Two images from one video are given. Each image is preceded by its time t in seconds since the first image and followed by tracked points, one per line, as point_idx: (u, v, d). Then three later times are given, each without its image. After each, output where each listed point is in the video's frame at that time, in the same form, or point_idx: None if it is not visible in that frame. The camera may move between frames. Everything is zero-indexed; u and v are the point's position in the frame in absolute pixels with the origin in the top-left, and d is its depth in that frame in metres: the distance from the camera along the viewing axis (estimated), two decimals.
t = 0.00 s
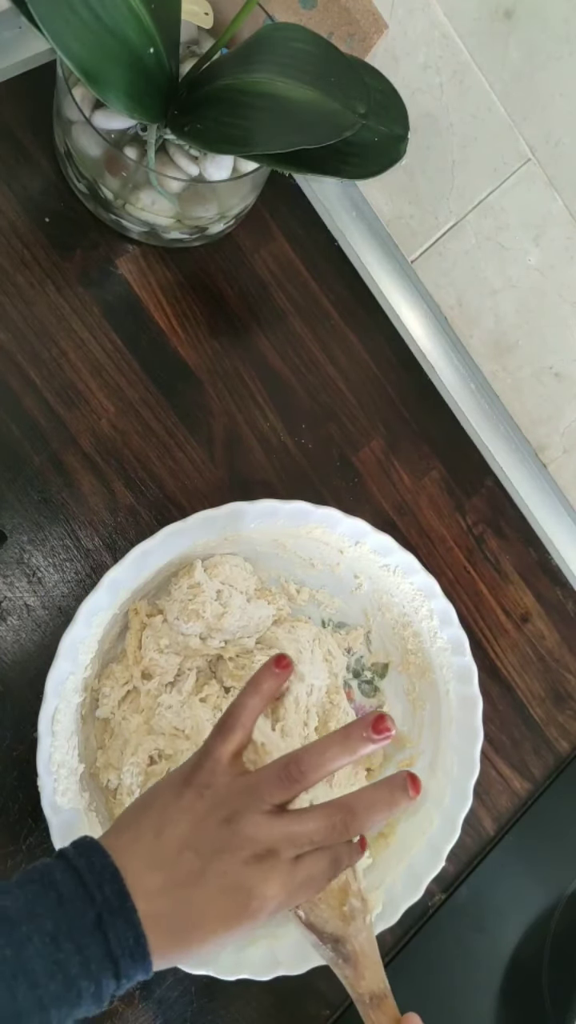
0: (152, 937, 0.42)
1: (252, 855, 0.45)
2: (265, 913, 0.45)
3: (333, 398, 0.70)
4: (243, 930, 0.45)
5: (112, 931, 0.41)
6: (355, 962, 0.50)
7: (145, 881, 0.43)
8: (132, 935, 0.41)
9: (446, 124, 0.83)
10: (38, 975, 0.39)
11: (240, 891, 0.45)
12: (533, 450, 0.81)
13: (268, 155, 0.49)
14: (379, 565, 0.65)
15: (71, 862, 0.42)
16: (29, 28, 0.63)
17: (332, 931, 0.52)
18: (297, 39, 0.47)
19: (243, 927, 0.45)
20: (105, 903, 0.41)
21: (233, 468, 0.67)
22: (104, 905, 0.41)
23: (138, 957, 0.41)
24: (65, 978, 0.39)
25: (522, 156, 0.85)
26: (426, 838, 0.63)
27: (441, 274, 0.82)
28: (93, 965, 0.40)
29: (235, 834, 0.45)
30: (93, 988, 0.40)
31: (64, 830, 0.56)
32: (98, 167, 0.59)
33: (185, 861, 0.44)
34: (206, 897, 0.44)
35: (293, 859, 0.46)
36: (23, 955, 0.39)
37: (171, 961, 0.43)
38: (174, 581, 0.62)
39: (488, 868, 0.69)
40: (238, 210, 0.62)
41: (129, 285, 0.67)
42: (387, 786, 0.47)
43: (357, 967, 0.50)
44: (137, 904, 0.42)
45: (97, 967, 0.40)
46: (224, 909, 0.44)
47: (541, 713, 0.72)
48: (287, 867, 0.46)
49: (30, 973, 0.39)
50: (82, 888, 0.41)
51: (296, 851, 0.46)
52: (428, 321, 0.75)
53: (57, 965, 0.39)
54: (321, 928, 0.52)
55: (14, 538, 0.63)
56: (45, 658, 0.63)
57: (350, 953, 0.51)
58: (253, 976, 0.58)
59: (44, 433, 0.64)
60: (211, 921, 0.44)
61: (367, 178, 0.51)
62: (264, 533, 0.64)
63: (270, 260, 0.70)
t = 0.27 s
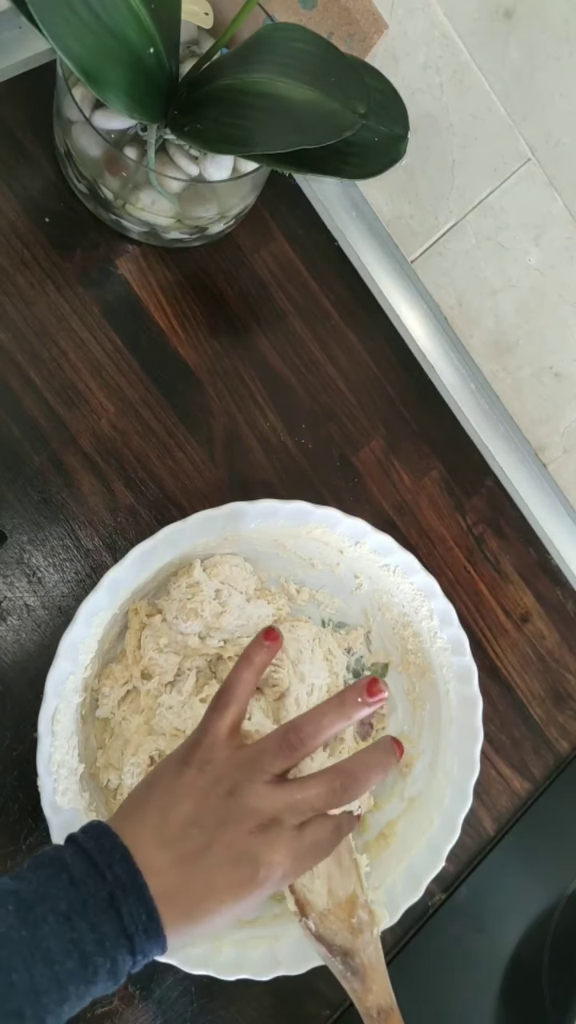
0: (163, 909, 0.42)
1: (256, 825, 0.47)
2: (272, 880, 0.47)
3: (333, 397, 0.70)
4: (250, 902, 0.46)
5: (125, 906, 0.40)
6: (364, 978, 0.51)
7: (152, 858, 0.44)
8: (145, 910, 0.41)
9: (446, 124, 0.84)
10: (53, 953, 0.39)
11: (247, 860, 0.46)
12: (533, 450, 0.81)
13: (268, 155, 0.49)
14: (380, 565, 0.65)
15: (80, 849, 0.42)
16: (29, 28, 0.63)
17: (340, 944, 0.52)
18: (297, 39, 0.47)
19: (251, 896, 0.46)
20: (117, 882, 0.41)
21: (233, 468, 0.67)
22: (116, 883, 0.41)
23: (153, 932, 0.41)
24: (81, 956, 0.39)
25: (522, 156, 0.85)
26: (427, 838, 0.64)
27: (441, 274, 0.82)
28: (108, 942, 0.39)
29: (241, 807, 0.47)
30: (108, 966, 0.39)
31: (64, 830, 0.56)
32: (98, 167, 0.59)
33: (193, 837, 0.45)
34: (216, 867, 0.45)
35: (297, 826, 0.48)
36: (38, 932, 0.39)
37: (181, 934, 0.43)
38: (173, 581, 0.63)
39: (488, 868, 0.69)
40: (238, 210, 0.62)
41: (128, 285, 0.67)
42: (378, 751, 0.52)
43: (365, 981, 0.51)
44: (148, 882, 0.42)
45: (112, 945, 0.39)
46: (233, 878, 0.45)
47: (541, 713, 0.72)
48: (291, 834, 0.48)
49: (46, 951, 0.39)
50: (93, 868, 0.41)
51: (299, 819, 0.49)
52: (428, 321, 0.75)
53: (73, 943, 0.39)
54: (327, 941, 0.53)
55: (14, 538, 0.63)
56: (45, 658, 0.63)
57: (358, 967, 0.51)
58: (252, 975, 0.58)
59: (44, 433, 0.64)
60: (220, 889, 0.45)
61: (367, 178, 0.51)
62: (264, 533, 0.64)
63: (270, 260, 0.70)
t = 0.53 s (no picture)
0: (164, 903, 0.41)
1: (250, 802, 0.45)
2: (271, 857, 0.45)
3: (333, 397, 0.70)
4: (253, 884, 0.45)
5: (125, 903, 0.40)
6: (370, 1017, 0.49)
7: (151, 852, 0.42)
8: (145, 906, 0.40)
9: (446, 124, 0.84)
10: (54, 950, 0.39)
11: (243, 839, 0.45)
12: (533, 450, 0.81)
13: (268, 155, 0.49)
14: (380, 565, 0.65)
15: (79, 850, 0.42)
16: (29, 28, 0.63)
17: (348, 983, 0.50)
18: (297, 39, 0.47)
19: (251, 877, 0.44)
20: (117, 879, 0.41)
21: (233, 468, 0.67)
22: (115, 881, 0.41)
23: (155, 927, 0.40)
24: (82, 953, 0.39)
25: (522, 156, 0.85)
26: (427, 838, 0.64)
27: (441, 274, 0.82)
28: (109, 939, 0.39)
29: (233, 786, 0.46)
30: (111, 963, 0.39)
31: (64, 830, 0.56)
32: (98, 167, 0.59)
33: (188, 824, 0.44)
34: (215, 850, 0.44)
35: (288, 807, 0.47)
36: (37, 931, 0.39)
37: (187, 925, 0.42)
38: (172, 581, 0.63)
39: (488, 868, 0.69)
40: (238, 210, 0.62)
41: (128, 285, 0.67)
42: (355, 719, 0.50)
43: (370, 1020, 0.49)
44: (148, 878, 0.41)
45: (114, 942, 0.39)
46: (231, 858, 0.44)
47: (541, 713, 0.72)
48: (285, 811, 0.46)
49: (46, 948, 0.39)
50: (92, 867, 0.41)
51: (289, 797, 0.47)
52: (428, 320, 0.75)
53: (74, 941, 0.39)
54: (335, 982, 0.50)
55: (14, 538, 0.63)
56: (45, 658, 0.63)
57: (365, 1006, 0.49)
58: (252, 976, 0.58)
59: (44, 433, 0.64)
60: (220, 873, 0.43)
61: (367, 178, 0.51)
62: (264, 533, 0.64)
63: (270, 260, 0.70)
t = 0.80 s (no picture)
0: (154, 890, 0.41)
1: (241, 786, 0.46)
2: (262, 840, 0.46)
3: (333, 397, 0.70)
4: (245, 867, 0.45)
5: (108, 893, 0.39)
6: None
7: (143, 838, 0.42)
8: (130, 895, 0.40)
9: (446, 124, 0.83)
10: (31, 945, 0.38)
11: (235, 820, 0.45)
12: (533, 450, 0.81)
13: (268, 155, 0.49)
14: (379, 565, 0.65)
15: (61, 844, 0.40)
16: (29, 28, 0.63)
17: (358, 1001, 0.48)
18: (297, 39, 0.47)
19: (241, 860, 0.44)
20: (99, 869, 0.40)
21: (233, 468, 0.67)
22: (99, 871, 0.40)
23: (141, 918, 0.40)
24: (62, 947, 0.38)
25: (522, 156, 0.85)
26: (427, 838, 0.64)
27: (441, 274, 0.82)
28: (92, 932, 0.38)
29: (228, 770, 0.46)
30: (95, 958, 0.38)
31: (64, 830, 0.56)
32: (98, 167, 0.59)
33: (177, 811, 0.44)
34: (205, 836, 0.44)
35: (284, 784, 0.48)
36: (14, 925, 0.38)
37: (179, 912, 0.42)
38: (171, 580, 0.63)
39: (488, 868, 0.69)
40: (238, 210, 0.62)
41: (128, 285, 0.67)
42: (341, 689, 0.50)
43: None
44: (133, 866, 0.41)
45: (97, 934, 0.38)
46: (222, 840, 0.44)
47: (541, 714, 0.72)
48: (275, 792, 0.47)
49: (23, 942, 0.38)
50: (75, 859, 0.40)
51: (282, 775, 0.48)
52: (428, 320, 0.75)
53: (52, 934, 0.38)
54: (349, 1002, 0.48)
55: (14, 538, 0.63)
56: (45, 658, 0.63)
57: None
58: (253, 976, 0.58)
59: (44, 433, 0.64)
60: (213, 855, 0.44)
61: (367, 178, 0.51)
62: (264, 533, 0.64)
63: (270, 260, 0.70)
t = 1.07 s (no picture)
0: (109, 914, 0.41)
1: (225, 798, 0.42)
2: (243, 856, 0.41)
3: (333, 397, 0.70)
4: (225, 885, 0.42)
5: (60, 916, 0.41)
6: None
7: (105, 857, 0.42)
8: (85, 919, 0.41)
9: (446, 124, 0.84)
10: None
11: (207, 839, 0.42)
12: (533, 450, 0.81)
13: (268, 155, 0.49)
14: (380, 565, 0.65)
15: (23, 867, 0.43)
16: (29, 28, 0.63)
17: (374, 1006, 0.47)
18: (297, 39, 0.47)
19: (218, 872, 0.41)
20: (54, 889, 0.41)
21: (233, 468, 0.67)
22: (52, 892, 0.41)
23: (95, 943, 0.40)
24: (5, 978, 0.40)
25: (522, 156, 0.85)
26: (427, 838, 0.63)
27: (441, 274, 0.82)
28: (40, 959, 0.40)
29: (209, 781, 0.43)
30: (43, 988, 0.40)
31: (64, 831, 0.56)
32: (98, 167, 0.59)
33: (150, 818, 0.43)
34: (176, 849, 0.42)
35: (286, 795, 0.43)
36: None
37: (144, 935, 0.41)
38: (170, 580, 0.63)
39: (488, 868, 0.69)
40: (238, 210, 0.62)
41: (128, 285, 0.67)
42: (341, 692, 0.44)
43: None
44: (88, 886, 0.41)
45: (47, 960, 0.40)
46: (193, 860, 0.41)
47: (541, 714, 0.72)
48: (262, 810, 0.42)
49: None
50: (31, 880, 0.42)
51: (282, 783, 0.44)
52: (428, 320, 0.75)
53: None
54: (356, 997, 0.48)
55: (14, 538, 0.63)
56: (45, 658, 0.63)
57: None
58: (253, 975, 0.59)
59: (44, 433, 0.64)
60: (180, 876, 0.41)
61: (367, 178, 0.51)
62: (264, 534, 0.64)
63: (270, 260, 0.70)
